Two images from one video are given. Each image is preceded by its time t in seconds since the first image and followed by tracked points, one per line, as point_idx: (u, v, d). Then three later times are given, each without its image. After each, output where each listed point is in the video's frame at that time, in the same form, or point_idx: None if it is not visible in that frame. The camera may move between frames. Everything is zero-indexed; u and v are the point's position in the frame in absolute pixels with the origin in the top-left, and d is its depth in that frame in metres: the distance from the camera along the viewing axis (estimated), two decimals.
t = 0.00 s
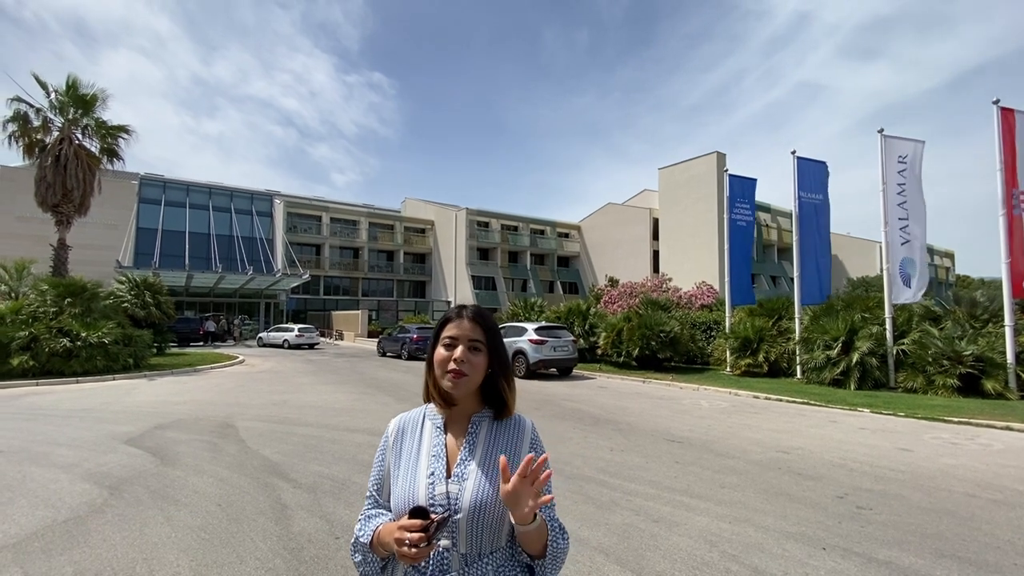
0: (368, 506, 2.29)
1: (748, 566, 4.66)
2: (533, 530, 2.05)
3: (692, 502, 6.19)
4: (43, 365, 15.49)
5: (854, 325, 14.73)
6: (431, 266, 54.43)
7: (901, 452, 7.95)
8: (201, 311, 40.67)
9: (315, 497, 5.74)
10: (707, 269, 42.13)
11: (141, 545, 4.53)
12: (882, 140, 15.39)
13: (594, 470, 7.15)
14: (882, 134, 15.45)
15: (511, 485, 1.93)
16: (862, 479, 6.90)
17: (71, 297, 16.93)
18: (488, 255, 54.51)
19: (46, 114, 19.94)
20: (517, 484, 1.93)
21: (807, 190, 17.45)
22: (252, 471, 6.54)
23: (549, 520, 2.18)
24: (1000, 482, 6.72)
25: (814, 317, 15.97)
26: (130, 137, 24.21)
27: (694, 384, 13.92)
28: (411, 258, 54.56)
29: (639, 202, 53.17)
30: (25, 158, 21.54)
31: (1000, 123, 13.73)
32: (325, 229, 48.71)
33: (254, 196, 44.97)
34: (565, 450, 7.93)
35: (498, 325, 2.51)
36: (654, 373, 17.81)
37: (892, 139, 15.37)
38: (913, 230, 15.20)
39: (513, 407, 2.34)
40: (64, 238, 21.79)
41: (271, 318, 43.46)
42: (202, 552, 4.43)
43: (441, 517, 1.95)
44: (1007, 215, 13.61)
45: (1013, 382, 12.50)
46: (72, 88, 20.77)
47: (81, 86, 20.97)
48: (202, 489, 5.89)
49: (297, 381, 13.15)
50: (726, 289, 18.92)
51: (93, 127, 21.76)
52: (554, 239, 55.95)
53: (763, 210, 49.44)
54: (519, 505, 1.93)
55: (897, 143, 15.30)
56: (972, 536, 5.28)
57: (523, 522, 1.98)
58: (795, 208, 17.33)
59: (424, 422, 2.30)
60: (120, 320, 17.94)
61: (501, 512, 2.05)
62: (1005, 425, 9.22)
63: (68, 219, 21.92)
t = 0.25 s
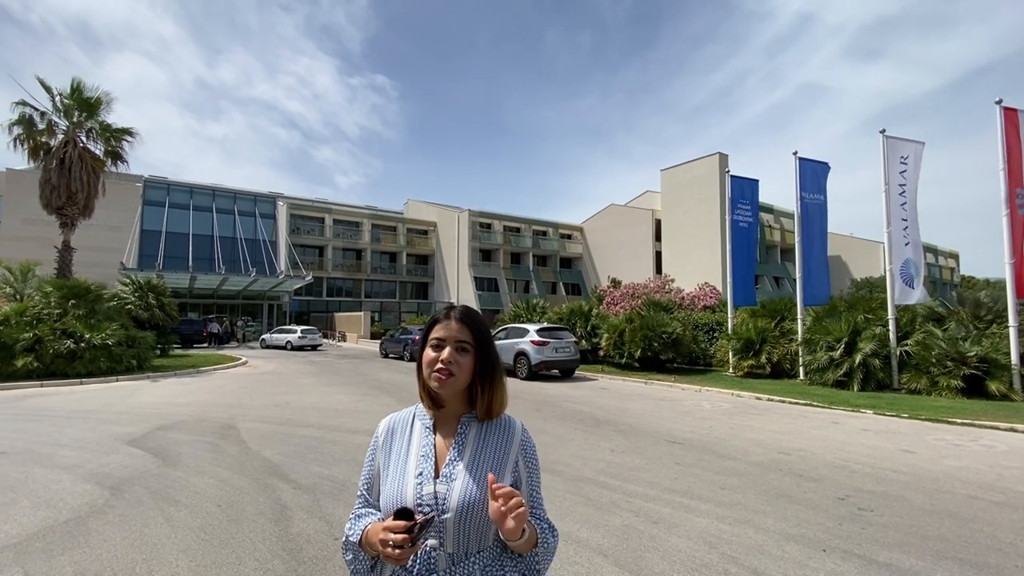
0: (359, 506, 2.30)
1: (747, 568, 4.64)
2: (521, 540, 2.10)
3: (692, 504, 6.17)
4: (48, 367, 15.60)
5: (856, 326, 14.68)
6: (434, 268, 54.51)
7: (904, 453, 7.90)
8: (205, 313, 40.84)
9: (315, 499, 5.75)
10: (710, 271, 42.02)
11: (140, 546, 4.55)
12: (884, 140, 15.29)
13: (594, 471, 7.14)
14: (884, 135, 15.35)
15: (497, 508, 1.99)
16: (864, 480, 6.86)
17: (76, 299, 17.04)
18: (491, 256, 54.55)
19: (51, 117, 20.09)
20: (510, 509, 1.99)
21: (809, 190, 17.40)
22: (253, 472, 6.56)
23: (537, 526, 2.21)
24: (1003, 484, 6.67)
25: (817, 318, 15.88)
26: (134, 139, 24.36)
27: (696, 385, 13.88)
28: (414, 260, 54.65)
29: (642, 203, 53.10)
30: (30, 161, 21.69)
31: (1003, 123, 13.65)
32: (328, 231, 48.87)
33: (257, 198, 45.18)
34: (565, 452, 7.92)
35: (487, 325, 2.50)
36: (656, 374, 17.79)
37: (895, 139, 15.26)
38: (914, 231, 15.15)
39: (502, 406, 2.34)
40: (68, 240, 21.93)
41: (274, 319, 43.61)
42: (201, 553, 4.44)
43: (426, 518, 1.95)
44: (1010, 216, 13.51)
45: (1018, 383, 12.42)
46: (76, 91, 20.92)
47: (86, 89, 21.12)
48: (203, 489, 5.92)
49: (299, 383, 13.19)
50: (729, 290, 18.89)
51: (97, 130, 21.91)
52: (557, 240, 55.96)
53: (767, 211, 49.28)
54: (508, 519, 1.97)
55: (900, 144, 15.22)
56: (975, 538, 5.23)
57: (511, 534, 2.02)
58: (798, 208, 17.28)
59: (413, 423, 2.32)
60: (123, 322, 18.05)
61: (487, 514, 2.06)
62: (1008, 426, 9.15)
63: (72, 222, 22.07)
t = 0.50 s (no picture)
0: (354, 505, 2.29)
1: (748, 569, 4.61)
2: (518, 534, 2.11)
3: (693, 505, 6.14)
4: (50, 368, 15.65)
5: (859, 327, 14.64)
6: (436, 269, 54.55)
7: (907, 455, 7.86)
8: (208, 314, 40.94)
9: (315, 499, 5.75)
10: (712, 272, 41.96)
11: (140, 546, 4.55)
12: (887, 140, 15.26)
13: (595, 473, 7.11)
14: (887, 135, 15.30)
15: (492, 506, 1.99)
16: (866, 482, 6.83)
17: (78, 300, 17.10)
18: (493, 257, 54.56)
19: (54, 119, 20.18)
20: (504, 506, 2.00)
21: (811, 191, 17.34)
22: (254, 473, 6.57)
23: (534, 522, 2.23)
24: (1007, 485, 6.63)
25: (819, 319, 15.82)
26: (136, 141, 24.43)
27: (698, 386, 13.84)
28: (417, 261, 54.71)
29: (644, 204, 53.04)
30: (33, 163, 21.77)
31: (1007, 123, 13.60)
32: (330, 232, 48.96)
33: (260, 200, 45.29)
34: (566, 453, 7.90)
35: (483, 324, 2.50)
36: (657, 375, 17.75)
37: (898, 140, 15.21)
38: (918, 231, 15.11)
39: (498, 406, 2.34)
40: (71, 241, 22.00)
41: (276, 320, 43.70)
42: (200, 554, 4.44)
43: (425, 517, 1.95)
44: (1014, 216, 13.44)
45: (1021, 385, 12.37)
46: (79, 93, 21.00)
47: (89, 91, 21.21)
48: (203, 490, 5.92)
49: (300, 384, 13.20)
50: (731, 291, 18.86)
51: (100, 131, 22.00)
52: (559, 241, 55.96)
53: (769, 212, 49.20)
54: (506, 516, 1.99)
55: (903, 144, 15.18)
56: (978, 540, 5.20)
57: (509, 532, 2.04)
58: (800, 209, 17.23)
59: (408, 422, 2.31)
60: (126, 323, 18.11)
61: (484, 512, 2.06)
62: (1011, 428, 9.10)
63: (75, 223, 22.16)
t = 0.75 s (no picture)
0: (349, 509, 2.27)
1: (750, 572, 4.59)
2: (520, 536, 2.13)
3: (695, 508, 6.11)
4: (52, 368, 15.68)
5: (862, 328, 14.53)
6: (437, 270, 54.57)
7: (909, 456, 7.82)
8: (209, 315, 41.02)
9: (314, 501, 5.75)
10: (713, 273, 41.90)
11: (140, 547, 4.55)
12: (890, 141, 15.23)
13: (596, 474, 7.09)
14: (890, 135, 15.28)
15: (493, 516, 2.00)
16: (869, 484, 6.79)
17: (80, 301, 17.14)
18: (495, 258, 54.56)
19: (57, 120, 20.25)
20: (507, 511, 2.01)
21: (813, 191, 17.33)
22: (254, 474, 6.57)
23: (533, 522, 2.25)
24: (1011, 488, 6.59)
25: (822, 320, 15.74)
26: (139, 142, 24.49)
27: (699, 388, 13.81)
28: (418, 262, 54.74)
29: (646, 205, 52.99)
30: (36, 164, 21.84)
31: (1010, 123, 13.56)
32: (332, 233, 49.02)
33: (261, 201, 45.35)
34: (568, 454, 7.89)
35: (482, 325, 2.49)
36: (659, 376, 17.72)
37: (901, 140, 15.19)
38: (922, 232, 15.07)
39: (498, 407, 2.34)
40: (73, 242, 22.05)
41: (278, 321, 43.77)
42: (200, 556, 4.43)
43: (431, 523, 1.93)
44: (1017, 216, 13.40)
45: None
46: (82, 94, 21.05)
47: (91, 92, 21.27)
48: (203, 491, 5.92)
49: (301, 384, 13.20)
50: (733, 292, 18.81)
51: (102, 133, 22.07)
52: (560, 242, 55.95)
53: (770, 213, 49.13)
54: (508, 521, 2.01)
55: (907, 144, 15.14)
56: (981, 542, 5.17)
57: (511, 535, 2.05)
58: (801, 209, 17.22)
59: (405, 423, 2.28)
60: (127, 323, 18.15)
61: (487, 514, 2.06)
62: (1014, 429, 9.05)
63: (77, 224, 22.22)
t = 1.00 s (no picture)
0: (349, 510, 2.25)
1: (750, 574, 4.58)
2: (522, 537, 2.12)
3: (696, 509, 6.10)
4: (52, 368, 15.69)
5: (863, 329, 14.45)
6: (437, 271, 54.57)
7: (911, 458, 7.80)
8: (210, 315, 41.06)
9: (313, 502, 5.75)
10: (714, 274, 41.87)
11: (137, 549, 4.54)
12: (891, 141, 15.19)
13: (596, 475, 7.08)
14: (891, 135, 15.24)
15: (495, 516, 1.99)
16: (870, 486, 6.78)
17: (80, 301, 17.16)
18: (495, 259, 54.57)
19: (58, 121, 20.27)
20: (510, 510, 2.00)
21: (814, 192, 17.29)
22: (252, 474, 6.56)
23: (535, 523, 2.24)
24: (1013, 489, 6.58)
25: (822, 321, 15.70)
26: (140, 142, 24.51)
27: (699, 388, 13.80)
28: (418, 263, 54.76)
29: (646, 205, 52.95)
30: (37, 164, 21.86)
31: (1012, 124, 13.52)
32: (332, 233, 49.06)
33: (262, 202, 45.37)
34: (568, 455, 7.88)
35: (484, 325, 2.50)
36: (660, 377, 17.70)
37: (902, 140, 15.14)
38: (922, 233, 15.03)
39: (500, 408, 2.34)
40: (74, 242, 22.06)
41: (278, 321, 43.78)
42: (197, 557, 4.42)
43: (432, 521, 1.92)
44: (1019, 217, 13.35)
45: None
46: (83, 94, 21.08)
47: (92, 92, 21.30)
48: (202, 492, 5.91)
49: (301, 385, 13.21)
50: (733, 293, 18.79)
51: (103, 133, 22.09)
52: (561, 243, 55.95)
53: (771, 214, 49.09)
54: (512, 522, 1.99)
55: (907, 145, 15.09)
56: (984, 545, 5.15)
57: (513, 536, 2.03)
58: (802, 210, 17.19)
59: (407, 423, 2.28)
60: (128, 324, 18.16)
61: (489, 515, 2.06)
62: (1016, 431, 9.03)
63: (78, 224, 22.23)
